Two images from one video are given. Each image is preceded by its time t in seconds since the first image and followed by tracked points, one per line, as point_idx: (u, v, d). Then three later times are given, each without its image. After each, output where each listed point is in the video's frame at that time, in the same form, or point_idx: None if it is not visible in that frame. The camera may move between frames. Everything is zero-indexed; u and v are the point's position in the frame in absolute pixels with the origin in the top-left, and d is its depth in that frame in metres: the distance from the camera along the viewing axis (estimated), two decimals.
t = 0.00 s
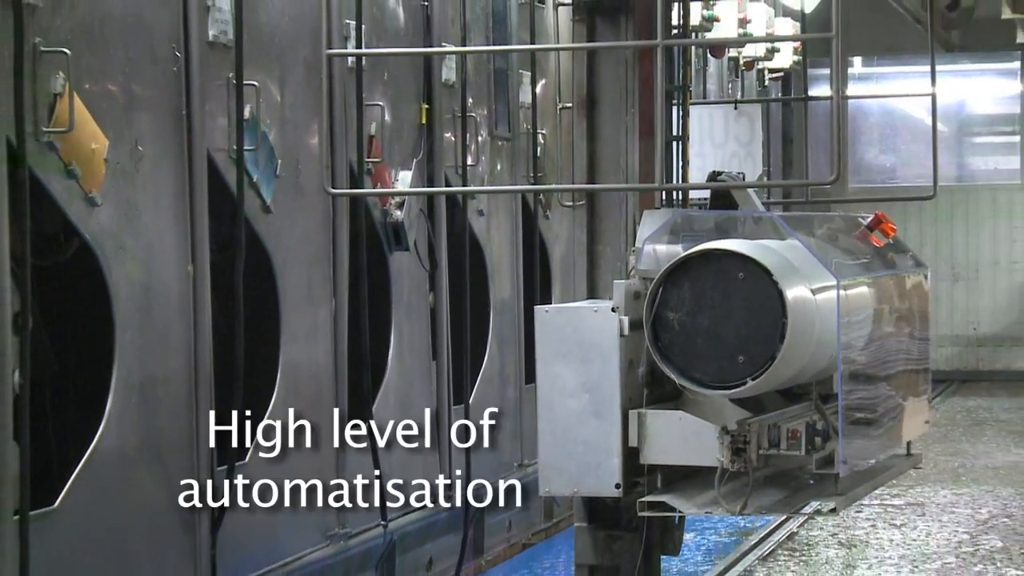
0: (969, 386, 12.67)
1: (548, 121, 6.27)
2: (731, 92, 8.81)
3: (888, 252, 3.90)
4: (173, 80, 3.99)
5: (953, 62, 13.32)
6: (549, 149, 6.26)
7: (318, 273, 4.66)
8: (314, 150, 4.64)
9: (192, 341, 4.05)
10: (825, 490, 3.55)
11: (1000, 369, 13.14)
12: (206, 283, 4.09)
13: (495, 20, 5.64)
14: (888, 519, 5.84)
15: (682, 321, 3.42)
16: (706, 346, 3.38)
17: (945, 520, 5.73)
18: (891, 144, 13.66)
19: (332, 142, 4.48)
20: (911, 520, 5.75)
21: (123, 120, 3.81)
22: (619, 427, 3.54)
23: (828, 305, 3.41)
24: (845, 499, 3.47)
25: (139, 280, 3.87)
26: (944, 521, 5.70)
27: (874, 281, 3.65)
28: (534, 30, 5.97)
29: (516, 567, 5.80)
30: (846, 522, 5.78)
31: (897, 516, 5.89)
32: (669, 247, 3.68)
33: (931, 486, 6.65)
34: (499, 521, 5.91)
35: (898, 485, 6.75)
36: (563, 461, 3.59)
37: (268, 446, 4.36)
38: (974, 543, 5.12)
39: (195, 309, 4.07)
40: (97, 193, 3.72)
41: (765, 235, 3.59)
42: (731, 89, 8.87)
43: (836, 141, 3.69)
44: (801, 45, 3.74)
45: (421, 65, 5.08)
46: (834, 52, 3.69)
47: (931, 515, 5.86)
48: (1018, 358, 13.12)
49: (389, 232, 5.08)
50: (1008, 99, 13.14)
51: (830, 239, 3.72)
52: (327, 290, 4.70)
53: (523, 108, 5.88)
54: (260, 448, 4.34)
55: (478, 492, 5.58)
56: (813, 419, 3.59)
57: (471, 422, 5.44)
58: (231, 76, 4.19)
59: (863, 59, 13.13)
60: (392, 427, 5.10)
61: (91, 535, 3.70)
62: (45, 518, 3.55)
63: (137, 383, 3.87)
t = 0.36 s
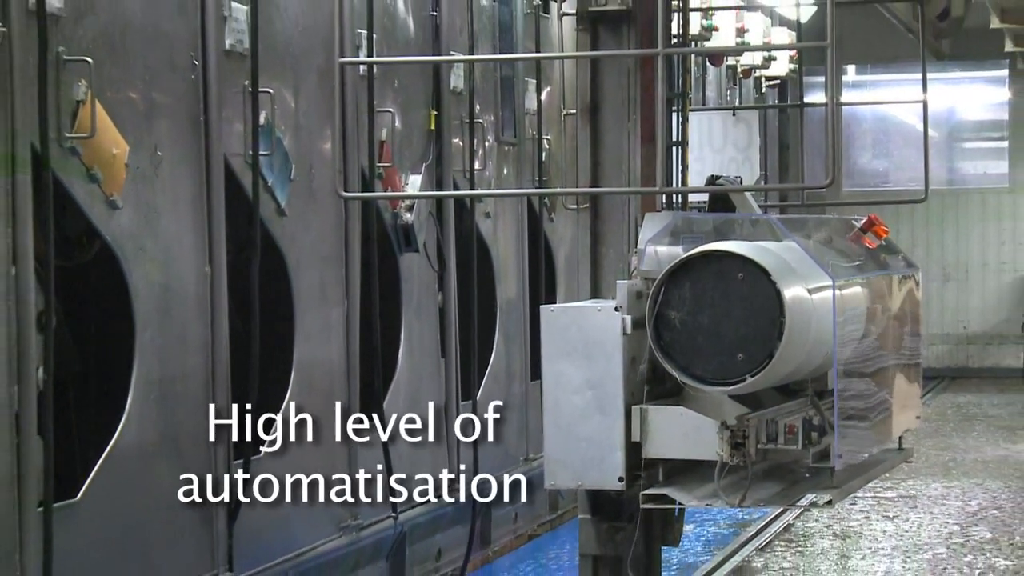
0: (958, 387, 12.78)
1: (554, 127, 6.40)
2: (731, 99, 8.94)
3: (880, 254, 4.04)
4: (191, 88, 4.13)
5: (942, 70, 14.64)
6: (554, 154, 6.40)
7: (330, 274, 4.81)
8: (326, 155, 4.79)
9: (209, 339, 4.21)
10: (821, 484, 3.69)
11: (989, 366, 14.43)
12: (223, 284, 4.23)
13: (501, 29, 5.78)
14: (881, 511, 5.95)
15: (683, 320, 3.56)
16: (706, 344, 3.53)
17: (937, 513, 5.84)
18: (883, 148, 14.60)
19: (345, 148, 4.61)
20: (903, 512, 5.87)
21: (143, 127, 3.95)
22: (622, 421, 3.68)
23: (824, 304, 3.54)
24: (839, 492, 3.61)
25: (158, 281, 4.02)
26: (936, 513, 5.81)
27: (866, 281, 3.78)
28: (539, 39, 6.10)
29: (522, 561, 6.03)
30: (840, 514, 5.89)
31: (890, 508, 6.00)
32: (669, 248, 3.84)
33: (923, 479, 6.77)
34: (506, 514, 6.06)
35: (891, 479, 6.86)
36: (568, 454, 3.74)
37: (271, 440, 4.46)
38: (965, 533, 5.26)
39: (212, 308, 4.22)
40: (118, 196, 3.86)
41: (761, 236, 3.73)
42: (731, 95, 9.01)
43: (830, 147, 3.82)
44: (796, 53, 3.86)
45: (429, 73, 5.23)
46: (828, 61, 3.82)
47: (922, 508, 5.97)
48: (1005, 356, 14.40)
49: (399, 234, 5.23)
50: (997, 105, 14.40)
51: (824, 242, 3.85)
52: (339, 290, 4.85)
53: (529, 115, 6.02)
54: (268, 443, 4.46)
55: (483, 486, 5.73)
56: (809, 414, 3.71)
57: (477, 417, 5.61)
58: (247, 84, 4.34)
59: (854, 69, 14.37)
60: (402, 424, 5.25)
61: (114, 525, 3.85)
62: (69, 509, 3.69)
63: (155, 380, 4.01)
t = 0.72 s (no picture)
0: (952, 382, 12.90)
1: (560, 132, 6.54)
2: (734, 103, 9.08)
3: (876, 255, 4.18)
4: (210, 94, 4.28)
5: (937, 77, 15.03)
6: (561, 158, 6.54)
7: (344, 273, 4.96)
8: (340, 159, 4.93)
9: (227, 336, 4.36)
10: (820, 477, 3.83)
11: (982, 362, 14.75)
12: (240, 283, 4.39)
13: (510, 37, 5.93)
14: (877, 503, 6.06)
15: (686, 318, 3.72)
16: (709, 341, 3.67)
17: (931, 504, 5.95)
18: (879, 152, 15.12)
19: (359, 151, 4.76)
20: (898, 504, 5.98)
21: (165, 132, 4.09)
22: (627, 417, 3.82)
23: (822, 303, 3.69)
24: (838, 484, 3.75)
25: (179, 280, 4.17)
26: (929, 505, 5.92)
27: (863, 281, 3.92)
28: (546, 47, 6.24)
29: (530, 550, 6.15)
30: (837, 505, 6.00)
31: (886, 500, 6.12)
32: (673, 249, 3.97)
33: (916, 472, 6.88)
34: (514, 507, 6.20)
35: (886, 472, 6.98)
36: (576, 449, 3.88)
37: (277, 433, 4.52)
38: (958, 524, 5.38)
39: (230, 307, 4.37)
40: (140, 199, 4.00)
41: (762, 237, 3.87)
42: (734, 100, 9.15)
43: (828, 151, 3.95)
44: (795, 60, 3.99)
45: (440, 80, 5.37)
46: (825, 69, 3.96)
47: (917, 499, 6.08)
48: (997, 353, 14.71)
49: (411, 235, 5.37)
50: (989, 112, 14.84)
51: (822, 243, 3.99)
52: (352, 289, 5.00)
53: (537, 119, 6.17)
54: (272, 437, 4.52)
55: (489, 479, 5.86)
56: (807, 411, 3.83)
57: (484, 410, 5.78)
58: (265, 90, 4.49)
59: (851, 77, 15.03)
60: (413, 419, 5.40)
61: (136, 515, 3.99)
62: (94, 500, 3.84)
63: (176, 376, 4.16)
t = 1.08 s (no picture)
0: (949, 378, 12.99)
1: (568, 137, 6.67)
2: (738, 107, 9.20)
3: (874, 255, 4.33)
4: (231, 100, 4.43)
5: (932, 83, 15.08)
6: (570, 161, 6.68)
7: (358, 273, 5.11)
8: (355, 163, 5.08)
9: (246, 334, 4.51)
10: (821, 470, 3.96)
11: (975, 359, 14.79)
12: (258, 282, 4.55)
13: (520, 45, 6.06)
14: (875, 495, 6.19)
15: (692, 317, 3.86)
16: (714, 339, 3.82)
17: (927, 496, 6.08)
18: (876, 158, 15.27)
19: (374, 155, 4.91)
20: (895, 496, 6.11)
21: (188, 137, 4.25)
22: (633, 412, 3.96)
23: (823, 302, 3.84)
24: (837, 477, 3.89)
25: (201, 280, 4.32)
26: (926, 497, 6.06)
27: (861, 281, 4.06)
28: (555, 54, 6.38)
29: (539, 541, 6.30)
30: (836, 498, 6.13)
31: (883, 492, 6.25)
32: (677, 251, 4.14)
33: (912, 465, 7.01)
34: (523, 500, 6.35)
35: (883, 465, 7.12)
36: (585, 443, 4.02)
37: (278, 427, 4.61)
38: (953, 516, 5.52)
39: (249, 306, 4.53)
40: (163, 202, 4.15)
41: (764, 238, 4.02)
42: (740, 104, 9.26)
43: (826, 155, 4.09)
44: (796, 67, 4.13)
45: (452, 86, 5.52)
46: (825, 76, 4.10)
47: (914, 492, 6.21)
48: (991, 350, 14.74)
49: (424, 236, 5.53)
50: (983, 117, 14.84)
51: (821, 243, 4.13)
52: (365, 288, 5.15)
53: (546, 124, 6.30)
54: (273, 431, 4.61)
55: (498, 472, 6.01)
56: (809, 405, 3.97)
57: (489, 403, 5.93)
58: (283, 97, 4.64)
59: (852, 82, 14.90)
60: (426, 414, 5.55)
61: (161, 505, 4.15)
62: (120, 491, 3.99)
63: (198, 372, 4.31)
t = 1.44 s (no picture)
0: (945, 373, 13.06)
1: (581, 143, 6.83)
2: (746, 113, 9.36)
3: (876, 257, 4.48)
4: (255, 108, 4.60)
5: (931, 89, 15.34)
6: (582, 166, 6.84)
7: (376, 273, 5.28)
8: (373, 168, 5.24)
9: (271, 330, 4.69)
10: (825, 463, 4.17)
11: (973, 357, 14.97)
12: (282, 282, 4.72)
13: (534, 53, 6.23)
14: (876, 487, 6.33)
15: (700, 316, 4.02)
16: (722, 337, 3.97)
17: (927, 489, 6.23)
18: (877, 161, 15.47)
19: (393, 160, 5.07)
20: (896, 489, 6.24)
21: (214, 143, 4.42)
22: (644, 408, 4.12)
23: (827, 302, 3.99)
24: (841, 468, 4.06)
25: (227, 281, 4.49)
26: (926, 489, 6.20)
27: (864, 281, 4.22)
28: (567, 63, 6.54)
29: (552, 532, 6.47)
30: (838, 490, 6.27)
31: (884, 485, 6.38)
32: (687, 253, 4.30)
33: (913, 459, 7.15)
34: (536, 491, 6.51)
35: (885, 459, 7.26)
36: (597, 438, 4.17)
37: (279, 421, 4.66)
38: (953, 508, 5.66)
39: (273, 305, 4.70)
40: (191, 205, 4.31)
41: (769, 240, 4.18)
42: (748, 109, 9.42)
43: (830, 161, 4.24)
44: (800, 75, 4.28)
45: (468, 94, 5.68)
46: (828, 84, 4.25)
47: (914, 485, 6.35)
48: (989, 348, 14.91)
49: (441, 239, 5.70)
50: (982, 122, 15.11)
51: (824, 245, 4.28)
52: (383, 289, 5.32)
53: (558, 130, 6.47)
54: (274, 424, 4.66)
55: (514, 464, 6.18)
56: (815, 400, 4.19)
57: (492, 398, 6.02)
58: (306, 104, 4.82)
59: (852, 90, 15.13)
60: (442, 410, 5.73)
61: (193, 498, 4.31)
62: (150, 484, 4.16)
63: (224, 369, 4.48)
